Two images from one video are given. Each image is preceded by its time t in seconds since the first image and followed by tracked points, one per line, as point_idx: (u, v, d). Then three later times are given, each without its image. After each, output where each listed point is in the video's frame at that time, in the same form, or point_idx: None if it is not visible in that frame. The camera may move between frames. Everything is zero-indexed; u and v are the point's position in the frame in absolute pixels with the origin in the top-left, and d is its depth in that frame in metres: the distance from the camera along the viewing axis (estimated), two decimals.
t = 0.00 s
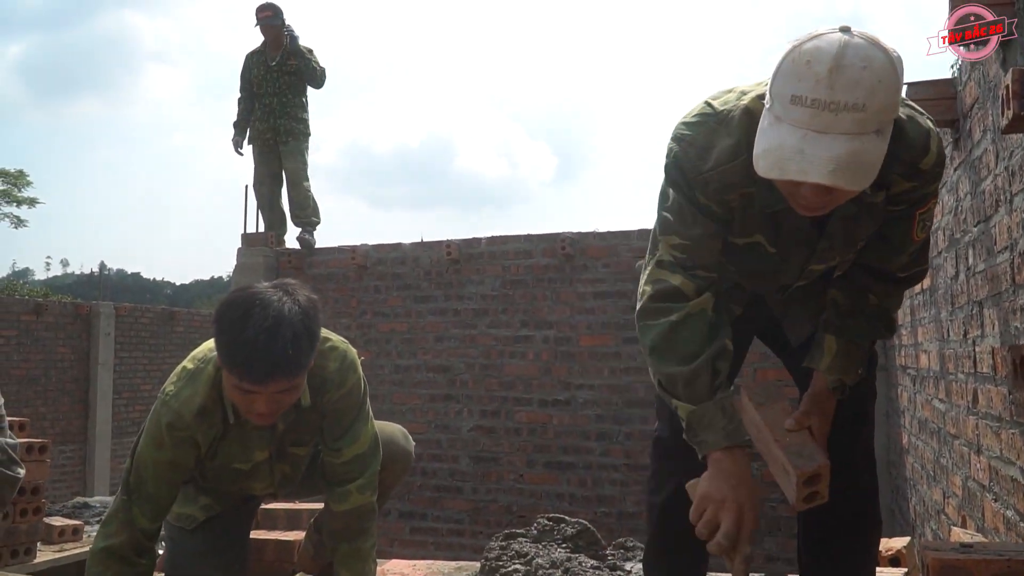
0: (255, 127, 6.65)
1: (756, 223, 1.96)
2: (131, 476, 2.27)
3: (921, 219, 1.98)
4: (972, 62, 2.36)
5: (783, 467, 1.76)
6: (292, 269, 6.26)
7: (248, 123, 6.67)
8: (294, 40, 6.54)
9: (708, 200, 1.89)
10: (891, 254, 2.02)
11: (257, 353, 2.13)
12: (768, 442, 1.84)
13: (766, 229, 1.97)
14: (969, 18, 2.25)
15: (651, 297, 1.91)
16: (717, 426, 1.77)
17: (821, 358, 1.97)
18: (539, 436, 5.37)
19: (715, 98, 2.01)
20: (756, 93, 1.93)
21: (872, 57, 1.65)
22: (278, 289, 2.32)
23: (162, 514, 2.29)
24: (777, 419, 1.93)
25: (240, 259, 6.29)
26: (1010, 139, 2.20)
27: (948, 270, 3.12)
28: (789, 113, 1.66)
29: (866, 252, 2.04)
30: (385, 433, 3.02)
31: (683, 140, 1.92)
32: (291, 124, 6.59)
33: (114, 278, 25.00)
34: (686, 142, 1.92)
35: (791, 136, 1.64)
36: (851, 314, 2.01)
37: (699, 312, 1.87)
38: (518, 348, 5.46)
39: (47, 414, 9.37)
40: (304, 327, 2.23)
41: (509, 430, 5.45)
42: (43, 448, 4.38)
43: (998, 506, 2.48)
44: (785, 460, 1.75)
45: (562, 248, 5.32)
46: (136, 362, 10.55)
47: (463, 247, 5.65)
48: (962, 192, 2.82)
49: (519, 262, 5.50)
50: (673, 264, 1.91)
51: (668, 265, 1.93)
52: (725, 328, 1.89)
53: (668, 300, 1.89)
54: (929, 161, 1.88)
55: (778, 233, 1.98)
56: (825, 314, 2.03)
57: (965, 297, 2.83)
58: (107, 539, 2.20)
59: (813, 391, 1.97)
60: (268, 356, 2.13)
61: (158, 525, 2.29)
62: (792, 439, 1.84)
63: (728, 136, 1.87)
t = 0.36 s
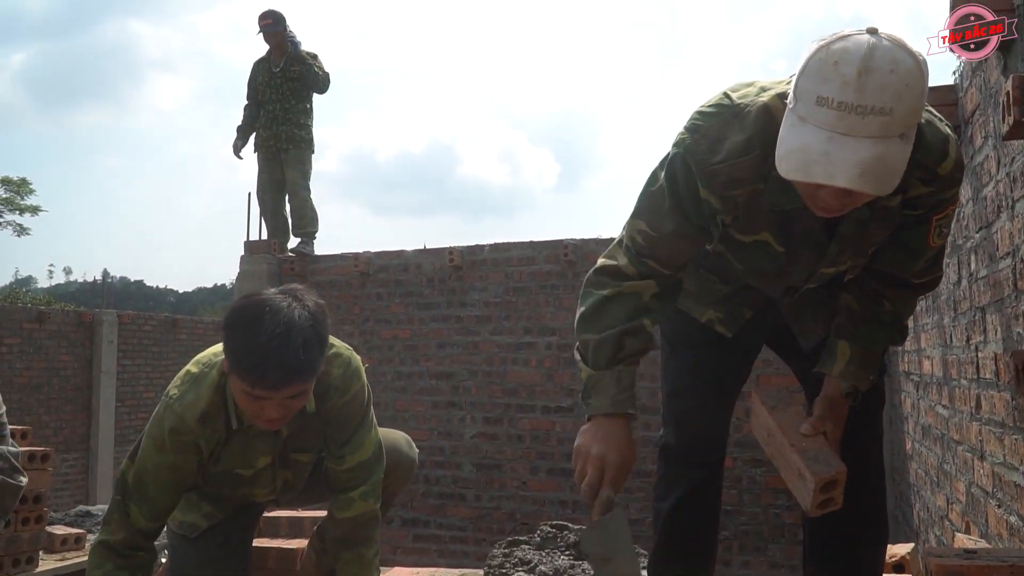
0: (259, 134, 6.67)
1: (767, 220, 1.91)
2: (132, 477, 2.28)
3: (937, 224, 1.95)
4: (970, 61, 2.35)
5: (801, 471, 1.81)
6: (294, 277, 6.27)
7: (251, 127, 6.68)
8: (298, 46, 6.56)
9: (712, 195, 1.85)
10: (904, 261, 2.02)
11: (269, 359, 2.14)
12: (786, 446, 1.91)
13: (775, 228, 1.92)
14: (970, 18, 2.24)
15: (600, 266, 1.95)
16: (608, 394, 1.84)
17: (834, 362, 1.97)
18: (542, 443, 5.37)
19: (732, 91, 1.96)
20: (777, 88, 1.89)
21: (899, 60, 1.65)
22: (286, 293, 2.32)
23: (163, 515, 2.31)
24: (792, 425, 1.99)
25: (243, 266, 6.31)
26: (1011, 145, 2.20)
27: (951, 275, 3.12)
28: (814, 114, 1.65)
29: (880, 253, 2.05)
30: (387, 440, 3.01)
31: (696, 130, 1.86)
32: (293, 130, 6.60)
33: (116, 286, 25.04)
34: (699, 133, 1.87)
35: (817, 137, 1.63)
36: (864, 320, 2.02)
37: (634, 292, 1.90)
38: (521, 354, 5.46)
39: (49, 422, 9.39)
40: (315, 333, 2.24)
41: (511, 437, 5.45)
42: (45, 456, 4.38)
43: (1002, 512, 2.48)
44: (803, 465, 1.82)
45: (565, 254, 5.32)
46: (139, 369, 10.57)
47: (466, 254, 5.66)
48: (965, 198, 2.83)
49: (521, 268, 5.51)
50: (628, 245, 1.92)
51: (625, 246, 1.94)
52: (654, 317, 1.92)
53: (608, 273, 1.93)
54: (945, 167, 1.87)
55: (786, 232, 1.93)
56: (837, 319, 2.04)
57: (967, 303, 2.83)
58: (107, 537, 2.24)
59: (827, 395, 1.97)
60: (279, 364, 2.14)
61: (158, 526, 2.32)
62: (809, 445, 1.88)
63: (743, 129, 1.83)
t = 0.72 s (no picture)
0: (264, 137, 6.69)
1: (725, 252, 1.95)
2: (131, 449, 2.35)
3: (890, 238, 2.00)
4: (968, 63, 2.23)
5: (777, 484, 1.82)
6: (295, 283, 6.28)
7: (254, 130, 6.70)
8: (301, 49, 6.56)
9: (674, 232, 1.85)
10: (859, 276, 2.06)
11: (286, 340, 2.20)
12: (760, 459, 1.92)
13: (734, 258, 1.97)
14: (969, 17, 2.18)
15: (606, 325, 1.93)
16: (660, 457, 1.81)
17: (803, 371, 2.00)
18: (542, 450, 5.36)
19: (680, 126, 1.96)
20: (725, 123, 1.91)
21: (842, 101, 1.67)
22: (297, 278, 2.38)
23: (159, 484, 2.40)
24: (766, 438, 2.01)
25: (244, 272, 6.31)
26: (1009, 152, 2.20)
27: (950, 282, 3.12)
28: (764, 158, 1.68)
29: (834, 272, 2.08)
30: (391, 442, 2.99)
31: (651, 169, 1.87)
32: (295, 134, 6.60)
33: (117, 292, 25.05)
34: (653, 171, 1.87)
35: (767, 182, 1.66)
36: (826, 327, 2.05)
37: (650, 342, 1.89)
38: (521, 361, 5.46)
39: (49, 428, 9.37)
40: (330, 317, 2.31)
41: (511, 444, 5.44)
42: (44, 463, 4.36)
43: (1002, 519, 2.47)
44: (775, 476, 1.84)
45: (565, 261, 5.32)
46: (139, 375, 10.56)
47: (466, 261, 5.67)
48: (963, 205, 2.83)
49: (521, 275, 5.51)
50: (627, 292, 1.91)
51: (625, 294, 1.93)
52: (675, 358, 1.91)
53: (619, 328, 1.91)
54: (892, 187, 1.90)
55: (745, 262, 1.98)
56: (802, 330, 2.08)
57: (967, 310, 2.83)
58: (110, 496, 2.33)
59: (798, 405, 2.01)
60: (298, 344, 2.20)
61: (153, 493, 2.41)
62: (783, 456, 1.90)
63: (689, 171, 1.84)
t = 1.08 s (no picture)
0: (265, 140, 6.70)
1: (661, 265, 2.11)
2: (169, 431, 2.47)
3: (827, 249, 2.07)
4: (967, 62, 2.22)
5: (739, 494, 1.90)
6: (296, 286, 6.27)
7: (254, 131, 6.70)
8: (302, 51, 6.55)
9: (604, 246, 1.98)
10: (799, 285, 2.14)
11: (333, 301, 2.45)
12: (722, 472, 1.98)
13: (669, 270, 2.13)
14: (969, 17, 2.17)
15: (525, 329, 2.06)
16: (544, 467, 1.95)
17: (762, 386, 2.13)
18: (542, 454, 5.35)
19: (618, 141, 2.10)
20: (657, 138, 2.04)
21: (753, 116, 1.80)
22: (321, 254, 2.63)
23: (196, 462, 2.51)
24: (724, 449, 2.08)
25: (244, 275, 6.30)
26: (1011, 157, 2.20)
27: (950, 287, 3.13)
28: (684, 176, 1.81)
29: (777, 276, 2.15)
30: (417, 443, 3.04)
31: (584, 184, 2.00)
32: (293, 136, 6.60)
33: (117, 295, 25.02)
34: (587, 186, 2.01)
35: (689, 200, 1.79)
36: (781, 337, 2.19)
37: (564, 355, 2.02)
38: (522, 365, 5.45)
39: (49, 432, 9.36)
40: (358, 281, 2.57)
41: (512, 448, 5.43)
42: (44, 466, 4.32)
43: (1003, 525, 2.47)
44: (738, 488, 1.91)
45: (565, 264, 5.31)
46: (139, 378, 10.54)
47: (466, 264, 5.66)
48: (964, 210, 2.84)
49: (521, 279, 5.50)
50: (550, 303, 2.05)
51: (547, 304, 2.06)
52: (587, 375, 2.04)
53: (534, 336, 2.05)
54: (820, 198, 1.96)
55: (680, 274, 2.14)
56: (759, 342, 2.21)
57: (968, 315, 2.83)
58: (159, 489, 2.49)
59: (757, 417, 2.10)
60: (330, 305, 2.44)
61: (190, 473, 2.51)
62: (744, 467, 1.98)
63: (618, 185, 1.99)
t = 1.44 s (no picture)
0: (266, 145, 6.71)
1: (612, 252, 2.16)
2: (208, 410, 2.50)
3: (784, 230, 1.95)
4: (968, 63, 2.20)
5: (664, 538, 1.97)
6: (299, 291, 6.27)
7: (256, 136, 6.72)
8: (302, 55, 6.54)
9: (569, 238, 2.14)
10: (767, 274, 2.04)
11: (332, 282, 2.46)
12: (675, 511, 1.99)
13: (622, 259, 2.16)
14: (969, 17, 2.18)
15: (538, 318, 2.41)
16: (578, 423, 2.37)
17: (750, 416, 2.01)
18: (544, 458, 5.34)
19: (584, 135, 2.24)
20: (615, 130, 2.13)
21: (680, 84, 1.83)
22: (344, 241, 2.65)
23: (241, 440, 2.52)
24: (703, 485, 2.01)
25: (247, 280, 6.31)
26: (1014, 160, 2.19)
27: (953, 291, 3.12)
28: (627, 156, 1.84)
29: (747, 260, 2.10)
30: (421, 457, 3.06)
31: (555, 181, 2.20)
32: (293, 141, 6.61)
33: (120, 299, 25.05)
34: (553, 183, 2.20)
35: (637, 177, 1.82)
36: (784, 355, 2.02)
37: (567, 339, 2.36)
38: (523, 368, 5.45)
39: (52, 436, 9.38)
40: (369, 268, 2.56)
41: (514, 452, 5.42)
42: (47, 470, 4.35)
43: (1007, 531, 2.46)
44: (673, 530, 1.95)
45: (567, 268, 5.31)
46: (142, 382, 10.55)
47: (468, 268, 5.66)
48: (966, 212, 2.83)
49: (523, 282, 5.50)
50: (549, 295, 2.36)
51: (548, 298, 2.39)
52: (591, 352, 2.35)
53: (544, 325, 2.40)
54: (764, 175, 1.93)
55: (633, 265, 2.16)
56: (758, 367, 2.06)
57: (971, 318, 2.82)
58: (216, 481, 2.47)
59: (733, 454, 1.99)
60: (345, 290, 2.46)
61: (237, 453, 2.51)
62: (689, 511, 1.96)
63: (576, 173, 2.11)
